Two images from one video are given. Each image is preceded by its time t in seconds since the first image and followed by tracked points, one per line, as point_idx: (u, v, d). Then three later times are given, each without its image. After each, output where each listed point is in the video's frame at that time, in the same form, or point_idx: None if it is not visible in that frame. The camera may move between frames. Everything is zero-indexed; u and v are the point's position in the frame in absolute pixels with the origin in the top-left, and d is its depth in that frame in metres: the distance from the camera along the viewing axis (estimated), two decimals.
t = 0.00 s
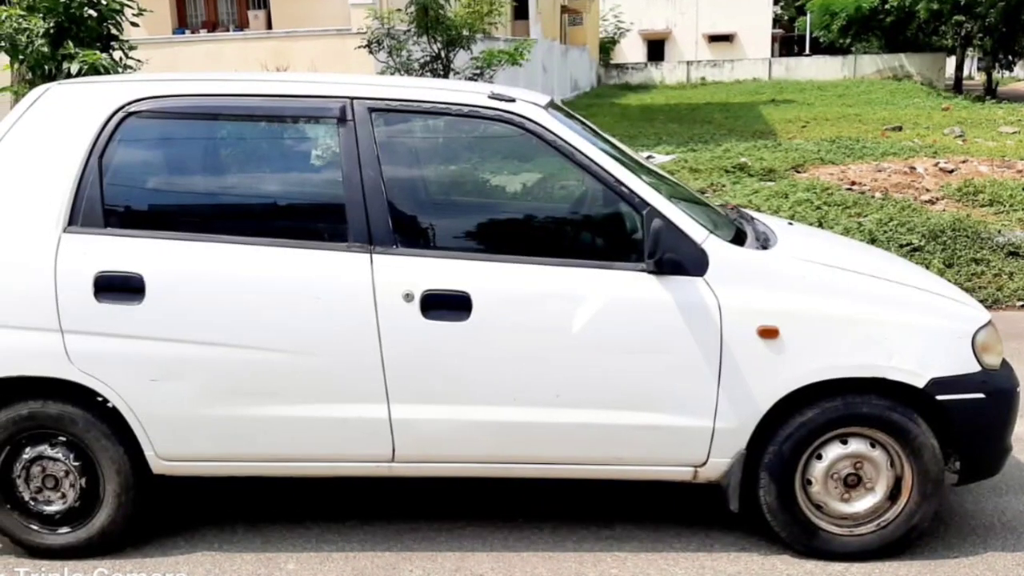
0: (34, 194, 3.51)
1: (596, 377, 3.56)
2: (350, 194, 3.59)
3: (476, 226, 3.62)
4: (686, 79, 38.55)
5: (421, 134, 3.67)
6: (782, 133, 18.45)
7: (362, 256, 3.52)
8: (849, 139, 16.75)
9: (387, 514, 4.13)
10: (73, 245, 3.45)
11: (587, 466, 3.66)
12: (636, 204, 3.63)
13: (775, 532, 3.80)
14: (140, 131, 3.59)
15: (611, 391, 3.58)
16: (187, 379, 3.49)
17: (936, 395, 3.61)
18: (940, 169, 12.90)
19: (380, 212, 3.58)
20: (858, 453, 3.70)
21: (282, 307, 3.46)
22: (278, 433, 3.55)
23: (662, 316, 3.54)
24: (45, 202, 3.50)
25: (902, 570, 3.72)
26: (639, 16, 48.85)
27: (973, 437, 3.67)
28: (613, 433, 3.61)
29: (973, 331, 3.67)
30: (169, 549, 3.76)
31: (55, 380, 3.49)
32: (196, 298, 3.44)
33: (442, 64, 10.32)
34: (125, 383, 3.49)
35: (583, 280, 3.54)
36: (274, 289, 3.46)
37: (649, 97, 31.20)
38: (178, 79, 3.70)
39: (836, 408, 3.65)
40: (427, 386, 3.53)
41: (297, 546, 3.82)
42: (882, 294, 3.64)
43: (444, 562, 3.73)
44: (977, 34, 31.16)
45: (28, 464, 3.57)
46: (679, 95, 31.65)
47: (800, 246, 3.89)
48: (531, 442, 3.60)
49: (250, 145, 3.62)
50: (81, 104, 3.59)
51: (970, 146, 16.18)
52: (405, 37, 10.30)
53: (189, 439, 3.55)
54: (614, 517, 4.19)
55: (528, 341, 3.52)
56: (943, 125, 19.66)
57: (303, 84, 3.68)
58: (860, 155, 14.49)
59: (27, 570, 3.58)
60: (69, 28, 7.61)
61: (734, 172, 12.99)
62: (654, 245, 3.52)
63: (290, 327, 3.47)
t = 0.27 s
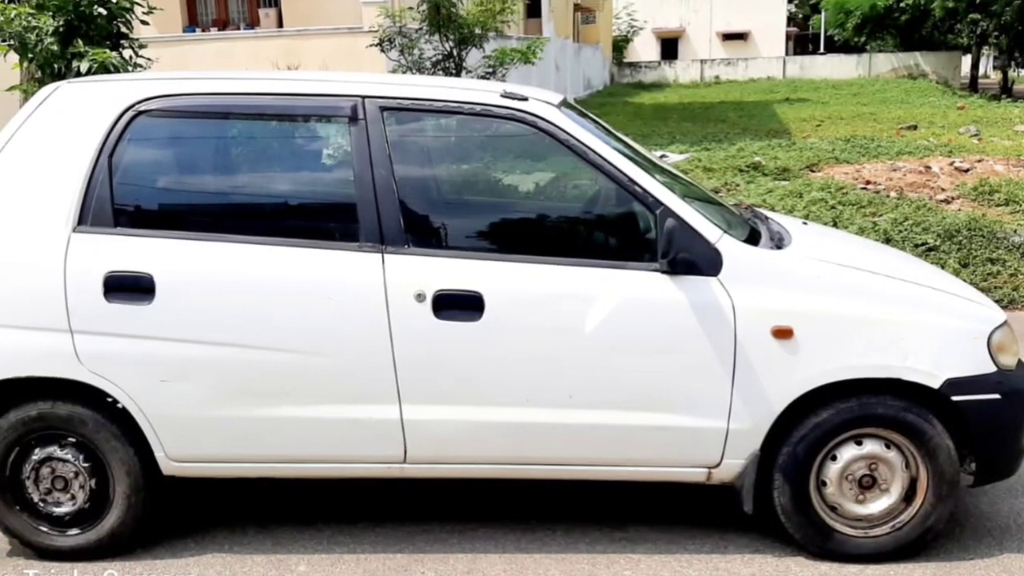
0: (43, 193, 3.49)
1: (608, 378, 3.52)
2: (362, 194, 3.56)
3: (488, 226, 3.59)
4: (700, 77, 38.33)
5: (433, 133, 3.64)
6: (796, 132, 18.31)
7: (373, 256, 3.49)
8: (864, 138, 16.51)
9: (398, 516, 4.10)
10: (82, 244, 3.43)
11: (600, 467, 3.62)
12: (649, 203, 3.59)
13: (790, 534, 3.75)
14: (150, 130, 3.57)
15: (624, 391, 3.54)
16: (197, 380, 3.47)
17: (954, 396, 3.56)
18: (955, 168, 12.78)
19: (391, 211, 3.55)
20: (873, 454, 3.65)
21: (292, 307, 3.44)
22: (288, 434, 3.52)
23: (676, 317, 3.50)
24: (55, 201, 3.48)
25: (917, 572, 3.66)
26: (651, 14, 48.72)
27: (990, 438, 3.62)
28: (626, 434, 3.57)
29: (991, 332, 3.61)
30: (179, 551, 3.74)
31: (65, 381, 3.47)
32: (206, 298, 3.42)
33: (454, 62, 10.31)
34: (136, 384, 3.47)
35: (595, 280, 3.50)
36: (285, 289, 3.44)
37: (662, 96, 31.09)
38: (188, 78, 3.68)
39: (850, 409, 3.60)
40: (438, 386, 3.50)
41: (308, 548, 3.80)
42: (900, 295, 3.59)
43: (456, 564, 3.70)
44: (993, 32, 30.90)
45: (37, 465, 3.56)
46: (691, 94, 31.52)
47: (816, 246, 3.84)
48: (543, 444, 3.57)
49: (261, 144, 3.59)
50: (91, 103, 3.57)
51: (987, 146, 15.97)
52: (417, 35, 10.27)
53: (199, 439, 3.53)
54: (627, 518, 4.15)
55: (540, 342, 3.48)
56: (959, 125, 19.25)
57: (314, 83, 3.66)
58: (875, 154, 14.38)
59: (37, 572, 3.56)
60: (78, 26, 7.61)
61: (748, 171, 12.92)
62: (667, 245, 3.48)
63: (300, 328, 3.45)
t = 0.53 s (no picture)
0: (53, 193, 3.48)
1: (622, 378, 3.48)
2: (374, 193, 3.53)
3: (500, 225, 3.56)
4: (713, 76, 38.14)
5: (445, 132, 3.60)
6: (810, 131, 18.18)
7: (385, 255, 3.46)
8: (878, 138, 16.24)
9: (410, 517, 4.07)
10: (92, 244, 3.41)
11: (613, 469, 3.58)
12: (662, 202, 3.54)
13: (804, 535, 3.70)
14: (160, 129, 3.56)
15: (638, 392, 3.50)
16: (207, 380, 3.45)
17: (971, 397, 3.51)
18: (971, 167, 12.66)
19: (403, 211, 3.52)
20: (888, 455, 3.60)
21: (303, 307, 3.41)
22: (299, 435, 3.50)
23: (689, 317, 3.46)
24: (64, 201, 3.46)
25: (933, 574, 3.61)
26: (664, 13, 48.58)
27: (1006, 439, 3.56)
28: (639, 435, 3.53)
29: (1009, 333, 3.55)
30: (190, 552, 3.72)
31: (75, 381, 3.46)
32: (217, 298, 3.40)
33: (466, 61, 10.29)
34: (146, 385, 3.45)
35: (609, 280, 3.46)
36: (295, 288, 3.41)
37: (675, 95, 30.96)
38: (198, 76, 3.66)
39: (865, 410, 3.55)
40: (449, 387, 3.47)
41: (318, 549, 3.77)
42: (918, 296, 3.53)
43: (468, 565, 3.67)
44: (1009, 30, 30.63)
45: (47, 466, 3.54)
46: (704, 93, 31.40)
47: (832, 246, 3.79)
48: (556, 445, 3.53)
49: (272, 143, 3.57)
50: (101, 102, 3.55)
51: (1003, 145, 15.79)
52: (428, 33, 10.23)
53: (210, 440, 3.51)
54: (640, 520, 4.11)
55: (552, 342, 3.45)
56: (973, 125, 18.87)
57: (325, 82, 3.63)
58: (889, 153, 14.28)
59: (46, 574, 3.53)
60: (88, 24, 7.62)
61: (763, 169, 12.95)
62: (681, 245, 3.44)
63: (311, 328, 3.42)
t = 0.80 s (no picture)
0: (63, 192, 3.46)
1: (635, 379, 3.44)
2: (385, 192, 3.50)
3: (513, 225, 3.52)
4: (727, 74, 37.95)
5: (456, 131, 3.58)
6: (824, 130, 18.07)
7: (396, 255, 3.43)
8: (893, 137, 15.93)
9: (423, 519, 4.05)
10: (102, 243, 3.40)
11: (626, 470, 3.54)
12: (676, 202, 3.50)
13: (818, 537, 3.65)
14: (170, 128, 3.54)
15: (651, 393, 3.46)
16: (217, 380, 3.43)
17: (989, 399, 3.45)
18: (987, 166, 12.54)
19: (415, 211, 3.49)
20: (903, 456, 3.55)
21: (313, 307, 3.39)
22: (310, 436, 3.48)
23: (703, 317, 3.42)
24: (74, 200, 3.45)
25: None
26: (677, 12, 48.43)
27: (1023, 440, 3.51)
28: (652, 436, 3.49)
29: None
30: (200, 555, 3.70)
31: (84, 382, 3.44)
32: (227, 298, 3.38)
33: (479, 59, 10.24)
34: (156, 385, 3.43)
35: (623, 280, 3.42)
36: (306, 288, 3.39)
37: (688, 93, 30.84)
38: (208, 75, 3.63)
39: (880, 411, 3.50)
40: (460, 388, 3.44)
41: (329, 551, 3.75)
42: (936, 296, 3.48)
43: (480, 568, 3.63)
44: None
45: (56, 467, 3.53)
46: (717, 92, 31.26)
47: (848, 246, 3.74)
48: (568, 446, 3.49)
49: (283, 142, 3.54)
50: (111, 100, 3.54)
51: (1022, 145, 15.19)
52: (440, 32, 10.21)
53: (220, 441, 3.48)
54: (653, 521, 4.06)
55: (564, 342, 3.41)
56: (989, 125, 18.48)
57: (336, 80, 3.60)
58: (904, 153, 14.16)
59: None
60: (98, 23, 7.64)
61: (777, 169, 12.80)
62: (694, 244, 3.40)
63: (321, 328, 3.40)
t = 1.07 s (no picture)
0: (72, 191, 3.44)
1: (649, 379, 3.41)
2: (396, 192, 3.48)
3: (525, 224, 3.49)
4: (741, 72, 37.77)
5: (468, 130, 3.55)
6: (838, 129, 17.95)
7: (407, 255, 3.41)
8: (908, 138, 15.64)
9: (435, 519, 4.02)
10: (111, 243, 3.38)
11: (639, 471, 3.51)
12: (689, 201, 3.46)
13: (832, 539, 3.60)
14: (181, 127, 3.52)
15: (664, 393, 3.42)
16: (228, 381, 3.41)
17: (1007, 400, 3.40)
18: (1003, 165, 12.42)
19: (427, 210, 3.46)
20: (918, 457, 3.50)
21: (324, 307, 3.37)
22: (320, 437, 3.45)
23: (718, 318, 3.38)
24: (83, 199, 3.43)
25: None
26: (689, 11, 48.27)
27: None
28: (664, 437, 3.45)
29: None
30: (211, 556, 3.69)
31: (94, 382, 3.43)
32: (237, 298, 3.36)
33: (491, 57, 10.21)
34: (166, 386, 3.42)
35: (636, 279, 3.39)
36: (316, 288, 3.36)
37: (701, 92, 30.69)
38: (219, 73, 3.61)
39: (895, 412, 3.46)
40: (472, 389, 3.41)
41: (340, 553, 3.72)
42: (954, 297, 3.43)
43: (492, 569, 3.60)
44: None
45: (65, 468, 3.51)
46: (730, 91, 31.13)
47: (864, 246, 3.69)
48: (581, 448, 3.46)
49: (294, 141, 3.52)
50: (120, 99, 3.52)
51: None
52: (452, 30, 10.21)
53: (230, 442, 3.46)
54: (667, 522, 4.02)
55: (576, 343, 3.38)
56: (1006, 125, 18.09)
57: (347, 79, 3.58)
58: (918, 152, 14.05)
59: None
60: (108, 20, 7.67)
61: (791, 168, 12.69)
62: (708, 244, 3.37)
63: (331, 328, 3.37)
